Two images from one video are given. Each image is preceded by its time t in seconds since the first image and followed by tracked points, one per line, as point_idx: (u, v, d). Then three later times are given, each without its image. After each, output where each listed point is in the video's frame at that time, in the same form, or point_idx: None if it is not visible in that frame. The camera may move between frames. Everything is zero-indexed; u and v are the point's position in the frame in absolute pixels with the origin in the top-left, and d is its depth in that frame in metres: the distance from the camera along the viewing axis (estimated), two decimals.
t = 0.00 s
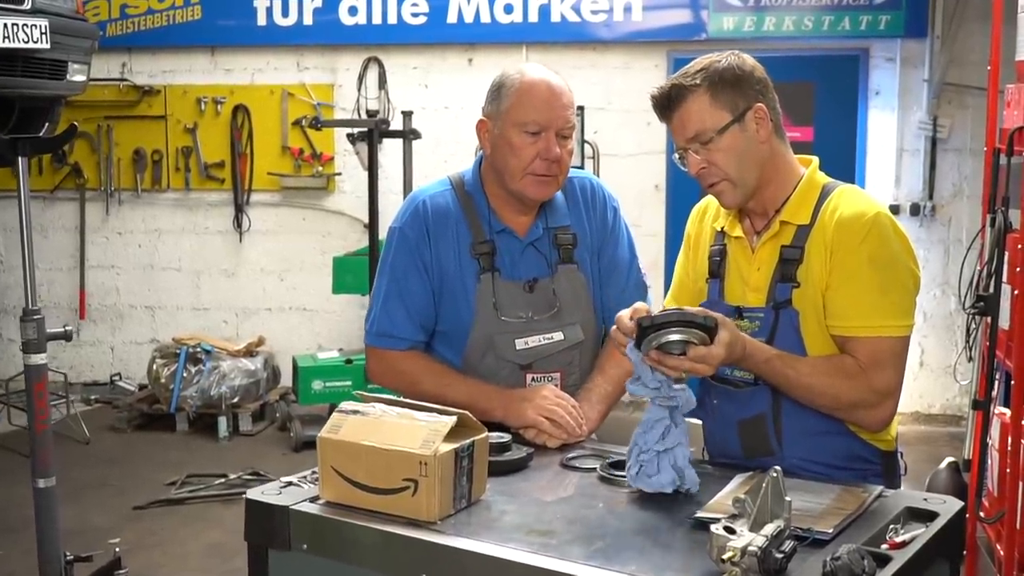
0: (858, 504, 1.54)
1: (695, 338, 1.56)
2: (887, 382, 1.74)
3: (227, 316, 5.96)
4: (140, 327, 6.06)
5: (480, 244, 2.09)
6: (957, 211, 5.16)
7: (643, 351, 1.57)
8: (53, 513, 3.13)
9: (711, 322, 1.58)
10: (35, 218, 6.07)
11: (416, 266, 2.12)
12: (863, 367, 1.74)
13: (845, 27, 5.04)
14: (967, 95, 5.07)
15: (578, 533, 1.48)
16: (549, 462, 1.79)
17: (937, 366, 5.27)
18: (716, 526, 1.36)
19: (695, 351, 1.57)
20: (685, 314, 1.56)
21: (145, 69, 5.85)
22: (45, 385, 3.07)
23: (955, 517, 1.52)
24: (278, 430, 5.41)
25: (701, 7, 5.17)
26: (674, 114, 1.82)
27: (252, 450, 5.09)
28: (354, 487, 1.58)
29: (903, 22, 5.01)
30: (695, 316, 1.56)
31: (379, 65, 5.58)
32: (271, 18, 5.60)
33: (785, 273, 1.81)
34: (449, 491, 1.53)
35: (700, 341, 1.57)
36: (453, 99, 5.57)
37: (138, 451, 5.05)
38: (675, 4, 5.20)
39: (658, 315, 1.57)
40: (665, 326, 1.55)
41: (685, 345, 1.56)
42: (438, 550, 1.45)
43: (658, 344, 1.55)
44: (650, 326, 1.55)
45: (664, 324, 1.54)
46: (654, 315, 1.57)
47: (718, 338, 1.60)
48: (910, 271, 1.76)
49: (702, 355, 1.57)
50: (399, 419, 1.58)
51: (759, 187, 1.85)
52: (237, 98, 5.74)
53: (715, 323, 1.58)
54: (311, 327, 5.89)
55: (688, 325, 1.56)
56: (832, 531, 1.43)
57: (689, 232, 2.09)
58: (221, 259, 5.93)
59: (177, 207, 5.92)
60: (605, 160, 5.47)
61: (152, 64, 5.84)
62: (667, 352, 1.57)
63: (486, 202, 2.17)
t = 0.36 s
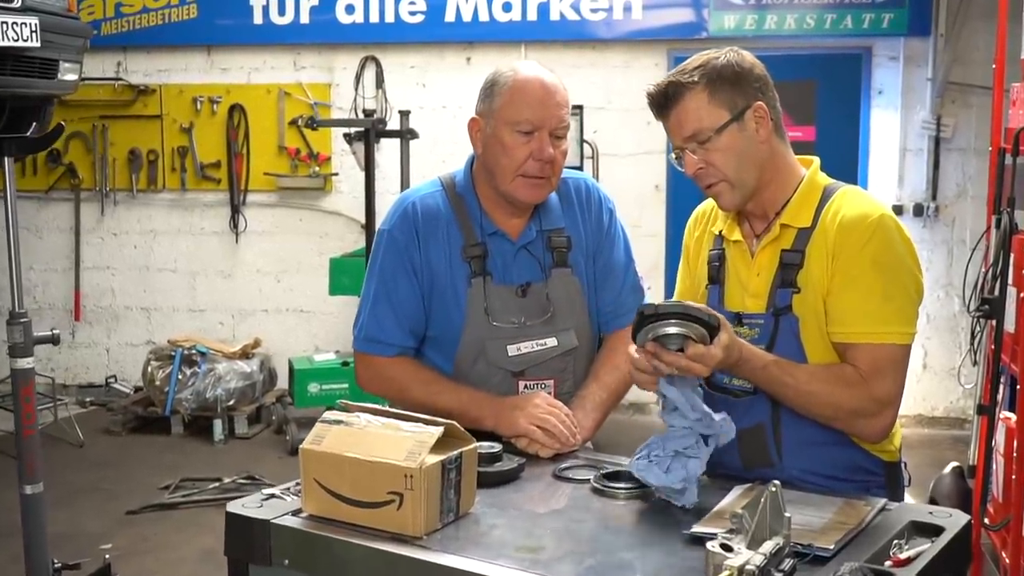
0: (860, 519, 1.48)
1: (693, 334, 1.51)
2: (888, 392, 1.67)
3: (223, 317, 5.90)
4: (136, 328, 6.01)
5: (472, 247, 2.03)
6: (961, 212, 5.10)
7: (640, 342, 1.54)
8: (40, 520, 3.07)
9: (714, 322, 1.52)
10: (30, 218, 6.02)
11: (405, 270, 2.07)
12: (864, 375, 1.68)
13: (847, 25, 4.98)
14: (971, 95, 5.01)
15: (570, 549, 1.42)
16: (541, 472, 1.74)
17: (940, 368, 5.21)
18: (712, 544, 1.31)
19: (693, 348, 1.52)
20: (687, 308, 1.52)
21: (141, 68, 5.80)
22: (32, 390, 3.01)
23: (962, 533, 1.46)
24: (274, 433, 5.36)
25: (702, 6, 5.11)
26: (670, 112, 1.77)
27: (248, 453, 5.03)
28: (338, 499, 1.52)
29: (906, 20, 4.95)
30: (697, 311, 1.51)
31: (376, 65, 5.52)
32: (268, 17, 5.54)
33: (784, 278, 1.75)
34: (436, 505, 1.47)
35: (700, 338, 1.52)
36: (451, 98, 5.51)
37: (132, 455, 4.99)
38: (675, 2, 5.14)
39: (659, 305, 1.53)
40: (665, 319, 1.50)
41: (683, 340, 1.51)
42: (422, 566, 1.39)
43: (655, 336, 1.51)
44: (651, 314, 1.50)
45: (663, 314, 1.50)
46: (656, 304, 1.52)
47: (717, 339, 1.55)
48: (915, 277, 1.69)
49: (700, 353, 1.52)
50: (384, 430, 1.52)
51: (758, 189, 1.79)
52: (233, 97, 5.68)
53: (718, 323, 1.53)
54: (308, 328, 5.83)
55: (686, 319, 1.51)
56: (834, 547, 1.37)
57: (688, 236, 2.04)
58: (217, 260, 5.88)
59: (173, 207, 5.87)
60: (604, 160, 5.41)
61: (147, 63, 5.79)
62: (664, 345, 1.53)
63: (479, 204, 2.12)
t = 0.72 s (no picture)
0: (863, 537, 1.42)
1: (683, 350, 1.45)
2: (891, 403, 1.62)
3: (218, 318, 5.84)
4: (130, 330, 5.95)
5: (463, 252, 1.98)
6: (963, 212, 5.04)
7: (626, 359, 1.46)
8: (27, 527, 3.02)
9: (702, 334, 1.46)
10: (23, 218, 5.96)
11: (394, 276, 2.02)
12: (864, 386, 1.62)
13: (849, 24, 4.92)
14: (974, 94, 4.95)
15: (560, 569, 1.36)
16: (533, 486, 1.68)
17: (943, 370, 5.15)
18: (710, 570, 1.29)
19: (683, 364, 1.46)
20: (675, 323, 1.45)
21: (134, 67, 5.73)
22: (19, 395, 2.96)
23: (969, 551, 1.40)
24: (269, 436, 5.31)
25: (701, 4, 5.05)
26: (666, 112, 1.71)
27: (243, 456, 4.97)
28: (322, 518, 1.46)
29: (908, 19, 4.89)
30: (685, 325, 1.45)
31: (373, 63, 5.46)
32: (263, 15, 5.48)
33: (784, 284, 1.70)
34: (422, 523, 1.42)
35: (689, 354, 1.46)
36: (448, 97, 5.45)
37: (126, 458, 4.94)
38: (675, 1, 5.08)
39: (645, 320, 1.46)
40: (652, 334, 1.44)
41: (672, 356, 1.45)
42: None
43: (642, 354, 1.44)
44: (638, 331, 1.43)
45: (652, 331, 1.43)
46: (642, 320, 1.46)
47: (707, 352, 1.50)
48: (918, 285, 1.63)
49: (689, 369, 1.47)
50: (369, 444, 1.46)
51: (756, 195, 1.73)
52: (228, 97, 5.63)
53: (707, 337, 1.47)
54: (304, 330, 5.78)
55: (676, 334, 1.44)
56: (836, 567, 1.31)
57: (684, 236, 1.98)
58: (212, 260, 5.82)
59: (167, 208, 5.81)
60: (603, 160, 5.35)
61: (141, 61, 5.73)
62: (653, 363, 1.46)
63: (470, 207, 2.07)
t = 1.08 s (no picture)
0: (864, 553, 1.37)
1: (670, 389, 1.39)
2: (890, 417, 1.57)
3: (213, 321, 5.79)
4: (125, 332, 5.90)
5: (454, 255, 1.93)
6: (965, 214, 4.99)
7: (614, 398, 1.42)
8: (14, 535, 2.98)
9: (690, 370, 1.41)
10: (17, 221, 5.91)
11: (382, 281, 1.98)
12: (862, 401, 1.58)
13: (850, 24, 4.87)
14: (976, 95, 4.91)
15: None
16: (524, 499, 1.63)
17: (944, 374, 5.10)
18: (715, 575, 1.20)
19: (671, 402, 1.41)
20: (660, 361, 1.39)
21: (129, 68, 5.69)
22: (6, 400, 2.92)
23: (975, 567, 1.34)
24: (264, 440, 5.26)
25: (700, 5, 5.00)
26: (662, 110, 1.67)
27: (237, 461, 4.93)
28: (305, 533, 1.41)
29: (910, 19, 4.84)
30: (673, 364, 1.39)
31: (369, 64, 5.41)
32: (258, 15, 5.44)
33: (781, 290, 1.65)
34: (408, 539, 1.37)
35: (677, 390, 1.41)
36: (446, 98, 5.40)
37: (120, 463, 4.90)
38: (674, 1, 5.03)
39: (632, 356, 1.40)
40: (638, 373, 1.38)
41: (660, 395, 1.39)
42: None
43: (630, 393, 1.38)
44: (623, 371, 1.38)
45: (638, 372, 1.37)
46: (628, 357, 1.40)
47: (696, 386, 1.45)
48: (919, 294, 1.59)
49: (678, 407, 1.42)
50: (354, 458, 1.41)
51: (750, 197, 1.69)
52: (223, 98, 5.58)
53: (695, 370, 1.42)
54: (300, 332, 5.73)
55: (663, 374, 1.38)
56: None
57: (682, 238, 1.93)
58: (208, 263, 5.77)
59: (162, 210, 5.77)
60: (601, 162, 5.30)
61: (136, 62, 5.68)
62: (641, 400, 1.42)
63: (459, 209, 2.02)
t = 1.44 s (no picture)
0: (870, 569, 1.32)
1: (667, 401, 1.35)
2: (891, 426, 1.53)
3: (212, 324, 5.75)
4: (123, 335, 5.86)
5: (451, 259, 1.89)
6: (970, 217, 4.95)
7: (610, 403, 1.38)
8: (6, 543, 2.94)
9: (692, 383, 1.36)
10: (14, 223, 5.88)
11: (376, 284, 1.94)
12: (863, 410, 1.54)
13: (854, 25, 4.82)
14: (981, 96, 4.86)
15: None
16: (519, 512, 1.58)
17: (949, 379, 5.05)
18: None
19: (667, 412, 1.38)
20: (659, 371, 1.34)
21: (127, 69, 5.65)
22: None
23: None
24: (262, 444, 5.22)
25: (703, 5, 4.96)
26: (658, 113, 1.62)
27: (235, 466, 4.88)
28: (292, 547, 1.36)
29: (914, 20, 4.79)
30: (672, 375, 1.34)
31: (369, 65, 5.37)
32: (257, 16, 5.39)
33: (779, 295, 1.60)
34: (399, 554, 1.32)
35: (674, 400, 1.37)
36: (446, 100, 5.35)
37: (117, 467, 4.85)
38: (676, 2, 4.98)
39: (632, 362, 1.36)
40: (635, 381, 1.34)
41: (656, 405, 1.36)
42: None
43: (626, 401, 1.34)
44: (621, 379, 1.33)
45: (636, 381, 1.33)
46: (627, 363, 1.35)
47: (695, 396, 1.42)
48: (921, 300, 1.54)
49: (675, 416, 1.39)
50: (343, 472, 1.36)
51: (748, 202, 1.65)
52: (222, 99, 5.54)
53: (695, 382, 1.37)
54: (299, 335, 5.68)
55: (661, 384, 1.34)
56: None
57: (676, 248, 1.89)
58: (206, 265, 5.72)
59: (160, 212, 5.73)
60: (602, 164, 5.25)
61: (134, 64, 5.64)
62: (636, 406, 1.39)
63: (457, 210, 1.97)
